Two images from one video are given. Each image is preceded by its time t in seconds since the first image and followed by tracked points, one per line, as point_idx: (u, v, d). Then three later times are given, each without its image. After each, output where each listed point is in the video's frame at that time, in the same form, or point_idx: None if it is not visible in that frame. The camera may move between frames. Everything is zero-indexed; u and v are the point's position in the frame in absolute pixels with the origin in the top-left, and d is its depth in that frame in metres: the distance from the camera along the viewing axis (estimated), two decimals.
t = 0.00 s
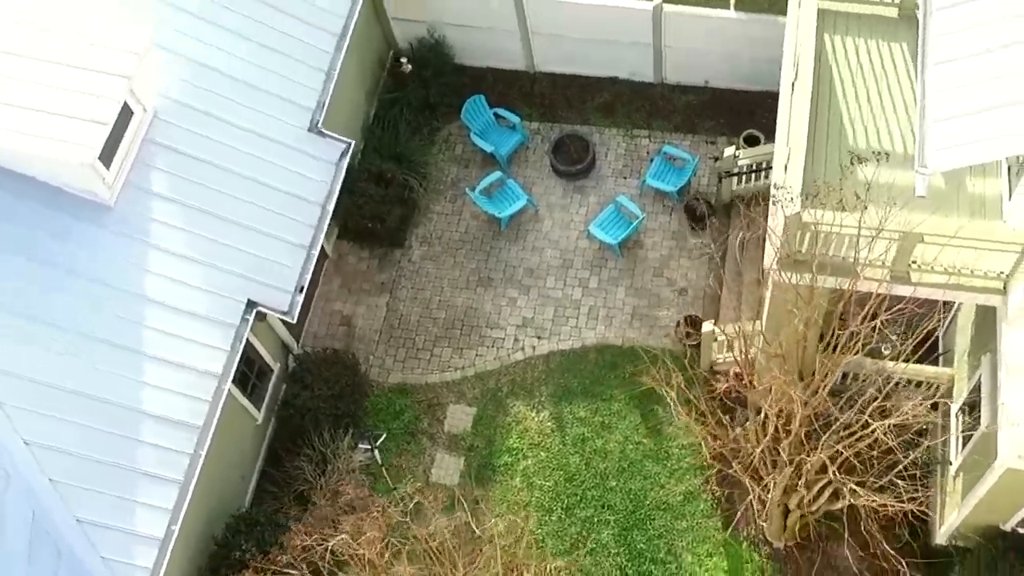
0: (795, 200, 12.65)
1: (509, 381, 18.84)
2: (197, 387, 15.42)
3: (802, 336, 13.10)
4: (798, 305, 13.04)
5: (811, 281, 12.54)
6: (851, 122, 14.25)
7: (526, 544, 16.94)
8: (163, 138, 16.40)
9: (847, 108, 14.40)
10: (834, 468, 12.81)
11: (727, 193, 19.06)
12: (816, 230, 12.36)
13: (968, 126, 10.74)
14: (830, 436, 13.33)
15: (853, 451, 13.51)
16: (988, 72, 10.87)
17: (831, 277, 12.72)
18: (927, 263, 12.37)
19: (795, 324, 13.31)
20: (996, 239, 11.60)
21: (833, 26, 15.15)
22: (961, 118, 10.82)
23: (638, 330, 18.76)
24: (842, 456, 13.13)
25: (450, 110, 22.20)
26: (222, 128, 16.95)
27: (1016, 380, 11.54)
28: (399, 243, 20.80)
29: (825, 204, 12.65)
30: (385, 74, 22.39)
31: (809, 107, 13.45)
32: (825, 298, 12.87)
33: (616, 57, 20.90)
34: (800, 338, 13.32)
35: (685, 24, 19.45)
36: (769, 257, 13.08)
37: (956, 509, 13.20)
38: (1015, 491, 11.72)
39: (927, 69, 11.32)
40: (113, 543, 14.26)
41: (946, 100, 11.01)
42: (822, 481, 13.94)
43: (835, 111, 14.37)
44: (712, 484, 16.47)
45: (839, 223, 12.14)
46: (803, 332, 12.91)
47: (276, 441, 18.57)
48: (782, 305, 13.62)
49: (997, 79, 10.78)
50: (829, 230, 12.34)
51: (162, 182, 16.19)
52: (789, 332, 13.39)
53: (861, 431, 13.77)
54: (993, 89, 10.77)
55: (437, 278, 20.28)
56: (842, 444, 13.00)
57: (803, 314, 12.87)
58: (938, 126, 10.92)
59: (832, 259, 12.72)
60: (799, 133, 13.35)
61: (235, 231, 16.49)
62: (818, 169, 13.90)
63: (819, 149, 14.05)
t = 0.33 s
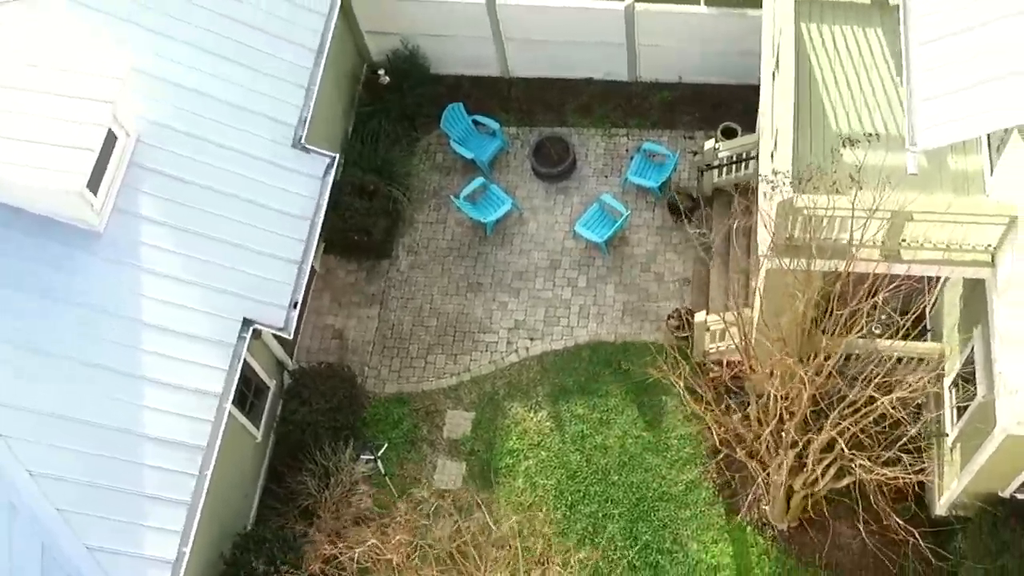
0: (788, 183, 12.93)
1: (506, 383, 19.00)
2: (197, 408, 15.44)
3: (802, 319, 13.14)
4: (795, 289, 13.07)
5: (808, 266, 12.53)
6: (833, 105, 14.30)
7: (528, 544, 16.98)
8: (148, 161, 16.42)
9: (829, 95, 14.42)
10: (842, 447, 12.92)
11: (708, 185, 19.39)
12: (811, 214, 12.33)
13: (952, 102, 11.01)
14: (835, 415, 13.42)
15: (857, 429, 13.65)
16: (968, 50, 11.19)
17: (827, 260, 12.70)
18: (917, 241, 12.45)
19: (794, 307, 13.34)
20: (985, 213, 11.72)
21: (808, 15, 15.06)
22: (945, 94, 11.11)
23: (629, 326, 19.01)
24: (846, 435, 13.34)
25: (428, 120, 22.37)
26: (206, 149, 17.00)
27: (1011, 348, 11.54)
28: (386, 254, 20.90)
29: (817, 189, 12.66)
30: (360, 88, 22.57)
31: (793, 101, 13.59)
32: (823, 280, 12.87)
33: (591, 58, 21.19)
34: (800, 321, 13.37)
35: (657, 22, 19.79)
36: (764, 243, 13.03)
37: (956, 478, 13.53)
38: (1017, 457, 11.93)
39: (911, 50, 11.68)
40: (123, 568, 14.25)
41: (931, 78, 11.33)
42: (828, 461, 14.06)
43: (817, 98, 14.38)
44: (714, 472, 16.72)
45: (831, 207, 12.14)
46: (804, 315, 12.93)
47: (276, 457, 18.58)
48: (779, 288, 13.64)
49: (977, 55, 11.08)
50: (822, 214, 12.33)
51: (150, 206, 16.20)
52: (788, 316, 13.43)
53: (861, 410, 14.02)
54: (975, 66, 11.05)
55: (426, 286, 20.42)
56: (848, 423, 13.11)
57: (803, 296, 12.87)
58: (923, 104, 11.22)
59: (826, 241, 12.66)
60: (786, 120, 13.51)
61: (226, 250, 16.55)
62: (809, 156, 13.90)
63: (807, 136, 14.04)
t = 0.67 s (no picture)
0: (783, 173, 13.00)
1: (505, 385, 19.18)
2: (204, 426, 15.47)
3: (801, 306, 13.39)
4: (794, 275, 13.29)
5: (807, 252, 12.71)
6: (821, 96, 14.35)
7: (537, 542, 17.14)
8: (140, 184, 16.50)
9: (815, 85, 14.45)
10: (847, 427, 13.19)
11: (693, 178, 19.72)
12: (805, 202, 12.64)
13: (944, 84, 11.20)
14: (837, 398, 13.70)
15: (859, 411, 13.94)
16: (957, 32, 11.29)
17: (827, 244, 12.89)
18: (909, 223, 12.74)
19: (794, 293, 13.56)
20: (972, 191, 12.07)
21: (789, 8, 15.25)
22: (937, 76, 11.30)
23: (624, 323, 19.26)
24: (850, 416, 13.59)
25: (412, 129, 22.56)
26: (197, 168, 17.09)
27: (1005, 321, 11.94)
28: (378, 264, 21.04)
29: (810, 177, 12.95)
30: (342, 101, 22.68)
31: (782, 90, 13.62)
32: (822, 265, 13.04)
33: (571, 60, 21.52)
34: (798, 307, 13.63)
35: (636, 21, 20.18)
36: (763, 229, 13.33)
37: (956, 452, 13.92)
38: (1017, 427, 12.33)
39: (899, 35, 11.84)
40: None
41: (921, 61, 11.52)
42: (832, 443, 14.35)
43: (804, 88, 14.39)
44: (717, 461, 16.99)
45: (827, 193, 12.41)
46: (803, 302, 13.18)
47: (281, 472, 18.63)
48: (776, 276, 13.87)
49: (965, 37, 11.16)
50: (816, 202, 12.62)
51: (145, 228, 16.28)
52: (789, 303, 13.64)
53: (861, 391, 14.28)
54: (964, 49, 11.14)
55: (420, 294, 20.58)
56: (851, 405, 13.39)
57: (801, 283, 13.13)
58: (915, 87, 11.45)
59: (823, 227, 12.93)
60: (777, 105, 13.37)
61: (223, 267, 16.63)
62: (802, 145, 13.85)
63: (797, 125, 14.01)
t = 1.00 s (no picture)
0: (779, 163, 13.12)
1: (507, 388, 19.40)
2: (214, 442, 15.62)
3: (800, 295, 13.65)
4: (795, 263, 13.54)
5: (807, 240, 12.90)
6: (807, 87, 14.69)
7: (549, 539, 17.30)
8: (136, 205, 16.57)
9: (800, 76, 14.78)
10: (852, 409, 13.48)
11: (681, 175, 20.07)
12: (802, 191, 12.82)
13: (937, 69, 11.25)
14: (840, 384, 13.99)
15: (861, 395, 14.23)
16: (945, 18, 11.41)
17: (826, 232, 13.00)
18: (902, 208, 12.95)
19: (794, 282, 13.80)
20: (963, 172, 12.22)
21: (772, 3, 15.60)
22: (929, 63, 11.36)
23: (620, 321, 19.54)
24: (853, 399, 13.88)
25: (400, 139, 22.76)
26: (192, 187, 17.21)
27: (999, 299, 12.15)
28: (373, 274, 21.21)
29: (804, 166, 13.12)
30: (328, 115, 22.83)
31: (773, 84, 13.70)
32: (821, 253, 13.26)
33: (554, 64, 21.82)
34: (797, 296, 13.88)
35: (620, 22, 20.48)
36: (759, 221, 13.38)
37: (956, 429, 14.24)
38: (1017, 400, 12.71)
39: (887, 25, 11.93)
40: None
41: (912, 49, 11.57)
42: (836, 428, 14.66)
43: (790, 80, 14.73)
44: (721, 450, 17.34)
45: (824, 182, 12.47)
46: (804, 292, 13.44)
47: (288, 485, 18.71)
48: (774, 266, 14.11)
49: (955, 25, 11.29)
50: (810, 190, 12.82)
51: (144, 249, 16.36)
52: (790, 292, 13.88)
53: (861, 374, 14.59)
54: (954, 35, 11.26)
55: (416, 302, 20.77)
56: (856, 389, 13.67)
57: (800, 273, 13.38)
58: (908, 75, 11.48)
59: (819, 215, 13.07)
60: (768, 96, 13.60)
61: (224, 284, 16.78)
62: (792, 141, 14.10)
63: (786, 121, 14.31)
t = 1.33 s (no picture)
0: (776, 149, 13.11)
1: (508, 388, 19.58)
2: (224, 455, 15.74)
3: (801, 281, 13.91)
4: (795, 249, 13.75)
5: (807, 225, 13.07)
6: (796, 75, 14.80)
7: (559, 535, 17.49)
8: (133, 223, 16.63)
9: (789, 65, 14.90)
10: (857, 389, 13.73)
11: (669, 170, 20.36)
12: (800, 177, 12.87)
13: (927, 52, 11.47)
14: (843, 366, 14.26)
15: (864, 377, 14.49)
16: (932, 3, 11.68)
17: (825, 217, 13.20)
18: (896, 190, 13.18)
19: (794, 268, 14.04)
20: (955, 151, 12.40)
21: None
22: (919, 46, 11.58)
23: (617, 316, 19.79)
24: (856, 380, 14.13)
25: (388, 147, 22.91)
26: (187, 203, 17.28)
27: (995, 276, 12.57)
28: (368, 282, 21.35)
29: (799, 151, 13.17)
30: (315, 125, 22.92)
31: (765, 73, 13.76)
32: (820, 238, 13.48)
33: (538, 66, 22.07)
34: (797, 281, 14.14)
35: (603, 21, 20.80)
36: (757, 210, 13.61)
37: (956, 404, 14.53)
38: (1015, 373, 13.08)
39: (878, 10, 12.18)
40: None
41: (903, 34, 11.79)
42: (840, 410, 14.91)
43: (779, 69, 14.83)
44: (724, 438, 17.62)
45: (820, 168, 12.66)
46: (805, 277, 13.71)
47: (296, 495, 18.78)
48: (772, 253, 14.36)
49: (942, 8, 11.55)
50: (807, 176, 12.88)
51: (143, 266, 16.42)
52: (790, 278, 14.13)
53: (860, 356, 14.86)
54: (942, 18, 11.50)
55: (414, 307, 20.93)
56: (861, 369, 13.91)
57: (799, 259, 13.67)
58: (900, 59, 11.70)
59: (815, 200, 13.18)
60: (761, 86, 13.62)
61: (225, 298, 16.89)
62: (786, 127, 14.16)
63: (779, 108, 14.37)
